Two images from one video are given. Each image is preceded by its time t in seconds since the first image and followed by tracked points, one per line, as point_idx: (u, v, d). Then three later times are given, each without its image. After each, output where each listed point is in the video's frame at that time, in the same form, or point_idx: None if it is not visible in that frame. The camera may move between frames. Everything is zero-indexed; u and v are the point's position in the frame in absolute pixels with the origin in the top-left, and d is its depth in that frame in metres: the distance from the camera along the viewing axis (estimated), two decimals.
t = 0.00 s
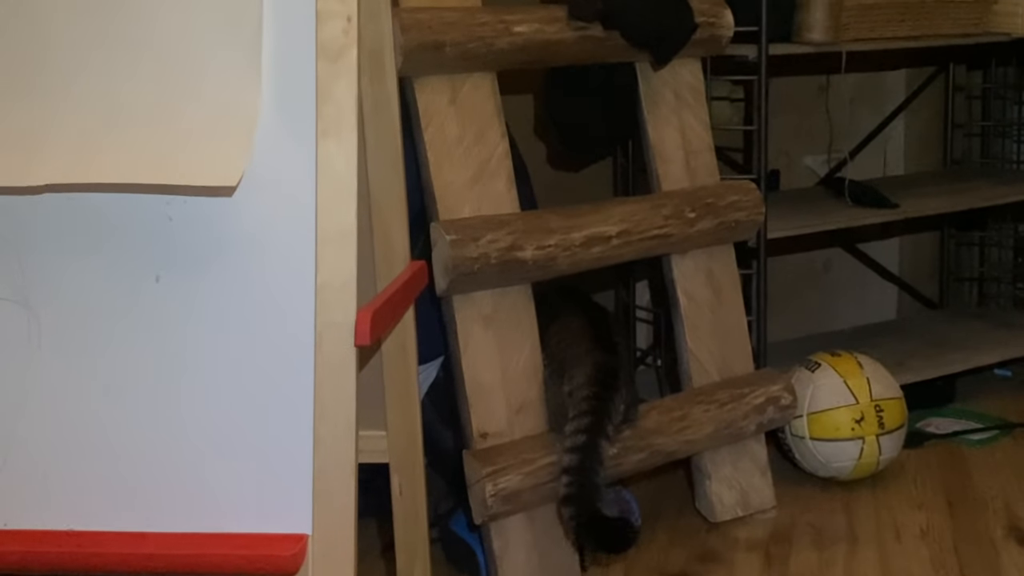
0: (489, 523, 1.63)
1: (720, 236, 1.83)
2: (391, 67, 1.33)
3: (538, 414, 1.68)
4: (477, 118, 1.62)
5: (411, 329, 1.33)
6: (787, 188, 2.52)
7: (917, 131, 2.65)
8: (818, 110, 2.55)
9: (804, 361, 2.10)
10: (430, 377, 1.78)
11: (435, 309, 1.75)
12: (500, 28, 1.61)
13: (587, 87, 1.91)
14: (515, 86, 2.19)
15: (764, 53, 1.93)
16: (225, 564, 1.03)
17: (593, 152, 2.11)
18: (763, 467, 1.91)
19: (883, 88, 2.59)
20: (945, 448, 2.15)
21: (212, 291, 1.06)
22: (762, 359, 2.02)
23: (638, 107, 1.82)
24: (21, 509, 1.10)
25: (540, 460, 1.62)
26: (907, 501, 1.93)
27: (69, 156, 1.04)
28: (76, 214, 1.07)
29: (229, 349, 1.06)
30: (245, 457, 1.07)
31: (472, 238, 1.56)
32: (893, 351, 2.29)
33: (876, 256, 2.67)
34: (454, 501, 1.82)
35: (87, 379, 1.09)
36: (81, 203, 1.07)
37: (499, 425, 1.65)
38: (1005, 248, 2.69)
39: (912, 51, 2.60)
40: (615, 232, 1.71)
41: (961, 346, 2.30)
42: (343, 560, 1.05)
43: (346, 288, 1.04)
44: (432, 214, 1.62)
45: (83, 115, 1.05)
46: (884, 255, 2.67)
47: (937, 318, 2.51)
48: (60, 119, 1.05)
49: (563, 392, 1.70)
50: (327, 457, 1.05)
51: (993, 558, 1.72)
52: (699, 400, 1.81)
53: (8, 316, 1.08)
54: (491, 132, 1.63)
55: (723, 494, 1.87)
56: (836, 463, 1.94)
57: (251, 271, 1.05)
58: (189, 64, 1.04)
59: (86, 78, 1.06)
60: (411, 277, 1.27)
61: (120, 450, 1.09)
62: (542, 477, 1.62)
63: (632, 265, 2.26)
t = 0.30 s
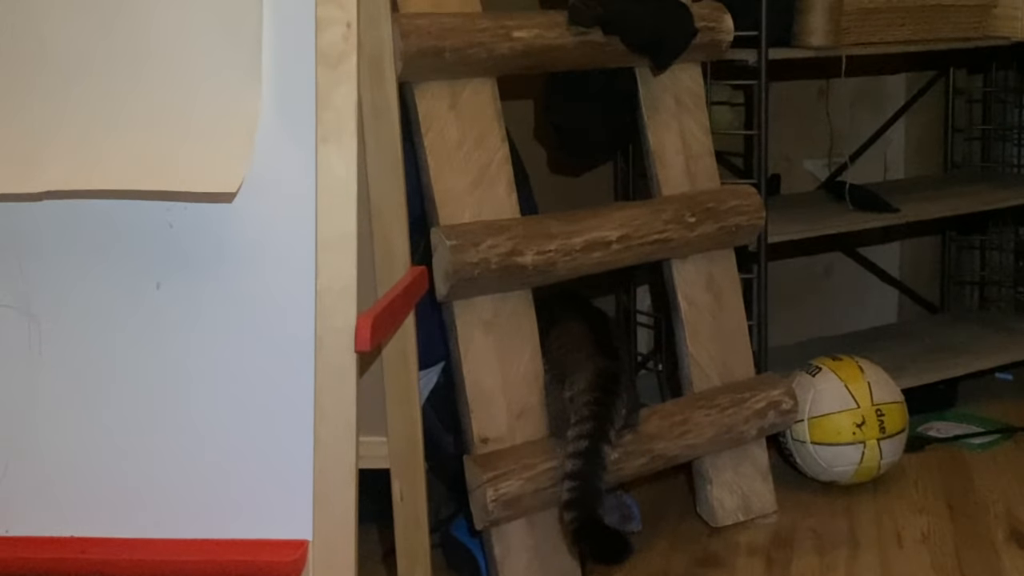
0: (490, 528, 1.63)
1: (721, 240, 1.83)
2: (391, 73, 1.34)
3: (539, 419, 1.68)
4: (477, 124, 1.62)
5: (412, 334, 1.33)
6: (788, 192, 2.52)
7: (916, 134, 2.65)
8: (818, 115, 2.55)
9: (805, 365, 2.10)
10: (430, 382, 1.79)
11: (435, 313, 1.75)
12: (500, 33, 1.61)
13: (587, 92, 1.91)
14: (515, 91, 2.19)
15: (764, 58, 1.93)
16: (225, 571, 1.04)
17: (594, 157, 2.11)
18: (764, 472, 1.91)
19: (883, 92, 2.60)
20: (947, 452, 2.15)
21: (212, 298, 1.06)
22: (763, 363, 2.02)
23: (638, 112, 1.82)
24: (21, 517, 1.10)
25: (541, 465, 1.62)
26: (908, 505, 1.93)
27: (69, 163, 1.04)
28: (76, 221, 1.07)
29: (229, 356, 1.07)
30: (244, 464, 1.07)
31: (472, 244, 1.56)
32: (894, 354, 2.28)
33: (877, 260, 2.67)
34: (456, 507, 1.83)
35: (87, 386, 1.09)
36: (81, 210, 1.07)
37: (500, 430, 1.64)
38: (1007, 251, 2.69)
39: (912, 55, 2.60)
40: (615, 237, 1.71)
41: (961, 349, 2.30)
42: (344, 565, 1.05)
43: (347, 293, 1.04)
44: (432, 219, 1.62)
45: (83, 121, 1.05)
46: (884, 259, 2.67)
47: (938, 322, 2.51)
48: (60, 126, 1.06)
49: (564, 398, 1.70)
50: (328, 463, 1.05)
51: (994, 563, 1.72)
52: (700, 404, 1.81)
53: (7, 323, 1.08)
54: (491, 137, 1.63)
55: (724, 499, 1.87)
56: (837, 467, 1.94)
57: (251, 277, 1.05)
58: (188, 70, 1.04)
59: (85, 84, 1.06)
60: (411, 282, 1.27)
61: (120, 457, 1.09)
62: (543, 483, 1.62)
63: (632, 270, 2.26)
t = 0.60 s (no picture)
0: (491, 534, 1.63)
1: (722, 245, 1.83)
2: (393, 79, 1.34)
3: (541, 424, 1.68)
4: (478, 129, 1.62)
5: (413, 340, 1.33)
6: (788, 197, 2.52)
7: (917, 139, 2.65)
8: (819, 119, 2.55)
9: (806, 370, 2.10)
10: (433, 387, 1.77)
11: (436, 319, 1.76)
12: (500, 39, 1.61)
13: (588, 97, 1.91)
14: (516, 96, 2.19)
15: (765, 63, 1.93)
16: None
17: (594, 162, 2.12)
18: (765, 476, 1.91)
19: (884, 96, 2.59)
20: (948, 456, 2.15)
21: (212, 304, 1.06)
22: (764, 368, 2.03)
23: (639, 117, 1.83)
24: (22, 522, 1.10)
25: (542, 470, 1.62)
26: (910, 510, 1.93)
27: (70, 171, 1.04)
28: (77, 227, 1.07)
29: (230, 363, 1.07)
30: (246, 469, 1.07)
31: (474, 249, 1.56)
32: (895, 359, 2.28)
33: (878, 264, 2.67)
34: (457, 512, 1.81)
35: (87, 392, 1.09)
36: (82, 215, 1.07)
37: (502, 436, 1.64)
38: (1008, 255, 2.70)
39: (913, 59, 2.60)
40: (616, 242, 1.71)
41: (963, 354, 2.30)
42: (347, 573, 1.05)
43: (347, 299, 1.04)
44: (433, 225, 1.62)
45: (84, 128, 1.06)
46: (886, 264, 2.67)
47: (939, 326, 2.50)
48: (62, 132, 1.06)
49: (566, 403, 1.69)
50: (328, 469, 1.04)
51: (996, 567, 1.72)
52: (701, 409, 1.81)
53: (9, 329, 1.09)
54: (492, 142, 1.63)
55: (726, 504, 1.87)
56: (839, 471, 1.94)
57: (252, 284, 1.06)
58: (188, 77, 1.05)
59: (87, 91, 1.06)
60: (412, 289, 1.27)
61: (121, 463, 1.09)
62: (545, 488, 1.62)
63: (633, 274, 2.26)
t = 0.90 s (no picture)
0: (491, 537, 1.63)
1: (721, 247, 1.84)
2: (391, 83, 1.34)
3: (540, 427, 1.68)
4: (476, 132, 1.62)
5: (412, 344, 1.33)
6: (788, 199, 2.52)
7: (916, 141, 2.65)
8: (817, 121, 2.55)
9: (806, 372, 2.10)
10: (431, 391, 1.78)
11: (434, 324, 1.75)
12: (499, 42, 1.61)
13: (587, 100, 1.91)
14: (515, 99, 2.19)
15: (763, 66, 1.94)
16: None
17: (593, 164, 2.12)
18: (765, 479, 1.91)
19: (882, 98, 2.60)
20: (948, 458, 2.15)
21: (212, 308, 1.06)
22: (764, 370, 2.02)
23: (638, 120, 1.83)
24: (22, 527, 1.10)
25: (541, 473, 1.62)
26: (910, 512, 1.93)
27: (69, 176, 1.04)
28: (76, 231, 1.07)
29: (229, 366, 1.07)
30: (245, 472, 1.07)
31: (473, 252, 1.57)
32: (895, 361, 2.28)
33: (878, 266, 2.67)
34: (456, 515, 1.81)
35: (86, 396, 1.09)
36: (81, 219, 1.07)
37: (501, 438, 1.64)
38: (1007, 257, 2.70)
39: (912, 61, 2.61)
40: (615, 244, 1.71)
41: (962, 355, 2.30)
42: None
43: (346, 303, 1.04)
44: (433, 228, 1.62)
45: (82, 132, 1.06)
46: (885, 266, 2.67)
47: (938, 328, 2.51)
48: (60, 137, 1.06)
49: (565, 406, 1.69)
50: (328, 471, 1.05)
51: (996, 569, 1.72)
52: (700, 412, 1.81)
53: (9, 333, 1.09)
54: (491, 145, 1.63)
55: (726, 507, 1.87)
56: (839, 474, 1.94)
57: (251, 287, 1.05)
58: (186, 81, 1.05)
59: (85, 95, 1.06)
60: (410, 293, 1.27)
61: (120, 467, 1.09)
62: (544, 491, 1.62)
63: (632, 277, 2.26)
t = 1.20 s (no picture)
0: (489, 534, 1.63)
1: (718, 244, 1.84)
2: (389, 80, 1.34)
3: (537, 424, 1.68)
4: (474, 129, 1.62)
5: (411, 342, 1.33)
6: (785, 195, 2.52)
7: (912, 137, 2.66)
8: (814, 117, 2.56)
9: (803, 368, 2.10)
10: (429, 388, 1.76)
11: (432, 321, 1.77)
12: (496, 39, 1.61)
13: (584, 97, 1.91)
14: (512, 96, 2.19)
15: (760, 62, 1.93)
16: None
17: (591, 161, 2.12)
18: (763, 475, 1.91)
19: (879, 95, 2.60)
20: (945, 454, 2.15)
21: (210, 306, 1.06)
22: (762, 367, 2.02)
23: (635, 116, 1.83)
24: (20, 524, 1.10)
25: (538, 470, 1.62)
26: (907, 508, 1.93)
27: (67, 175, 1.04)
28: (74, 229, 1.07)
29: (227, 364, 1.07)
30: (245, 470, 1.07)
31: (470, 249, 1.57)
32: (892, 356, 2.29)
33: (875, 262, 2.67)
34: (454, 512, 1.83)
35: (84, 394, 1.09)
36: (80, 217, 1.07)
37: (499, 435, 1.64)
38: (1004, 253, 2.70)
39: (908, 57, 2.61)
40: (613, 241, 1.71)
41: (960, 351, 2.30)
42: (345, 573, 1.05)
43: (343, 302, 1.04)
44: (430, 225, 1.62)
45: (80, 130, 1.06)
46: (883, 262, 2.67)
47: (936, 323, 2.51)
48: (57, 135, 1.06)
49: (562, 402, 1.70)
50: (327, 469, 1.05)
51: (994, 565, 1.72)
52: (698, 408, 1.81)
53: (9, 332, 1.08)
54: (488, 142, 1.63)
55: (724, 503, 1.87)
56: (837, 470, 1.94)
57: (249, 285, 1.05)
58: (184, 80, 1.05)
59: (83, 94, 1.06)
60: (409, 291, 1.27)
61: (119, 465, 1.09)
62: (542, 488, 1.62)
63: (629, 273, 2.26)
